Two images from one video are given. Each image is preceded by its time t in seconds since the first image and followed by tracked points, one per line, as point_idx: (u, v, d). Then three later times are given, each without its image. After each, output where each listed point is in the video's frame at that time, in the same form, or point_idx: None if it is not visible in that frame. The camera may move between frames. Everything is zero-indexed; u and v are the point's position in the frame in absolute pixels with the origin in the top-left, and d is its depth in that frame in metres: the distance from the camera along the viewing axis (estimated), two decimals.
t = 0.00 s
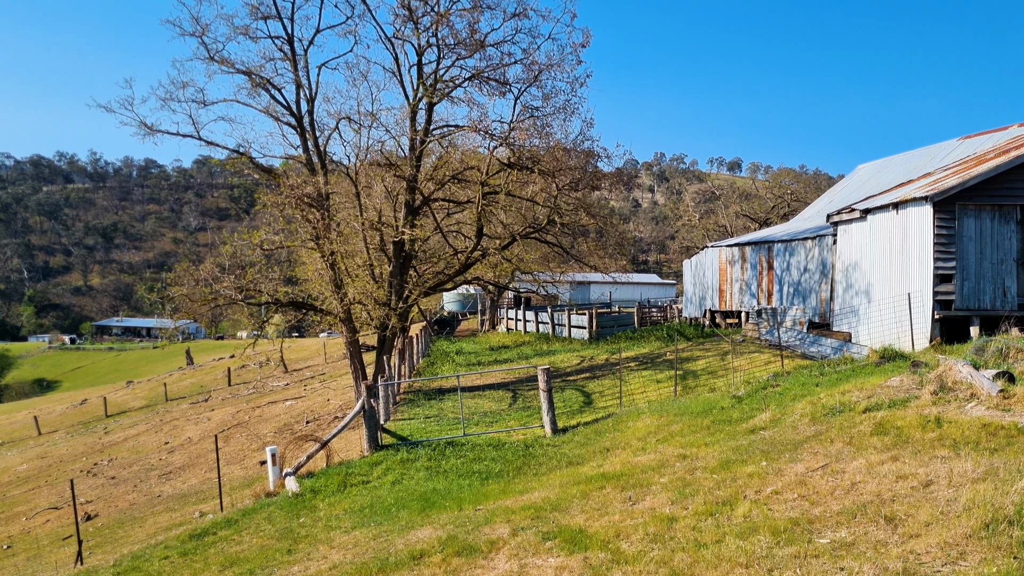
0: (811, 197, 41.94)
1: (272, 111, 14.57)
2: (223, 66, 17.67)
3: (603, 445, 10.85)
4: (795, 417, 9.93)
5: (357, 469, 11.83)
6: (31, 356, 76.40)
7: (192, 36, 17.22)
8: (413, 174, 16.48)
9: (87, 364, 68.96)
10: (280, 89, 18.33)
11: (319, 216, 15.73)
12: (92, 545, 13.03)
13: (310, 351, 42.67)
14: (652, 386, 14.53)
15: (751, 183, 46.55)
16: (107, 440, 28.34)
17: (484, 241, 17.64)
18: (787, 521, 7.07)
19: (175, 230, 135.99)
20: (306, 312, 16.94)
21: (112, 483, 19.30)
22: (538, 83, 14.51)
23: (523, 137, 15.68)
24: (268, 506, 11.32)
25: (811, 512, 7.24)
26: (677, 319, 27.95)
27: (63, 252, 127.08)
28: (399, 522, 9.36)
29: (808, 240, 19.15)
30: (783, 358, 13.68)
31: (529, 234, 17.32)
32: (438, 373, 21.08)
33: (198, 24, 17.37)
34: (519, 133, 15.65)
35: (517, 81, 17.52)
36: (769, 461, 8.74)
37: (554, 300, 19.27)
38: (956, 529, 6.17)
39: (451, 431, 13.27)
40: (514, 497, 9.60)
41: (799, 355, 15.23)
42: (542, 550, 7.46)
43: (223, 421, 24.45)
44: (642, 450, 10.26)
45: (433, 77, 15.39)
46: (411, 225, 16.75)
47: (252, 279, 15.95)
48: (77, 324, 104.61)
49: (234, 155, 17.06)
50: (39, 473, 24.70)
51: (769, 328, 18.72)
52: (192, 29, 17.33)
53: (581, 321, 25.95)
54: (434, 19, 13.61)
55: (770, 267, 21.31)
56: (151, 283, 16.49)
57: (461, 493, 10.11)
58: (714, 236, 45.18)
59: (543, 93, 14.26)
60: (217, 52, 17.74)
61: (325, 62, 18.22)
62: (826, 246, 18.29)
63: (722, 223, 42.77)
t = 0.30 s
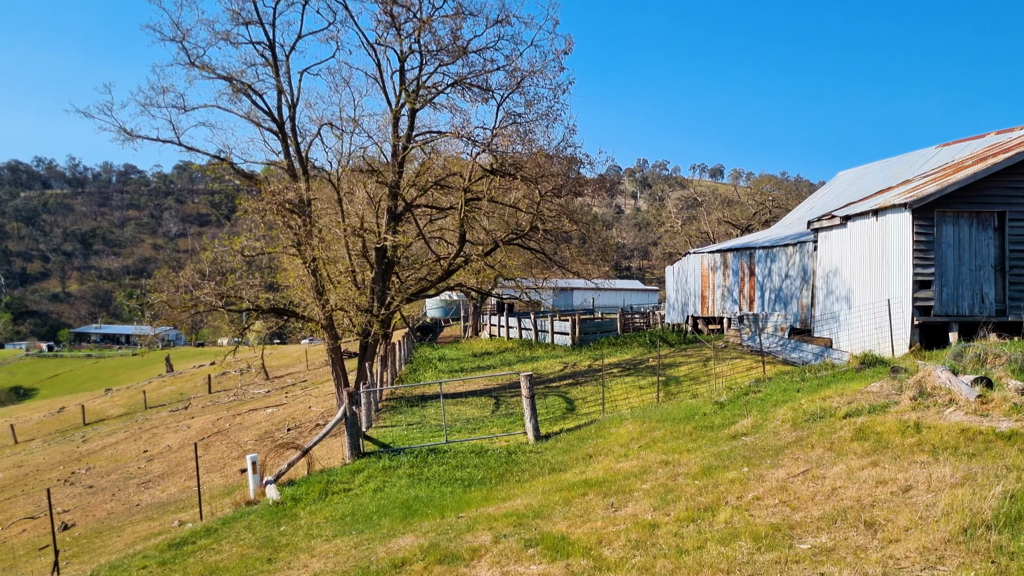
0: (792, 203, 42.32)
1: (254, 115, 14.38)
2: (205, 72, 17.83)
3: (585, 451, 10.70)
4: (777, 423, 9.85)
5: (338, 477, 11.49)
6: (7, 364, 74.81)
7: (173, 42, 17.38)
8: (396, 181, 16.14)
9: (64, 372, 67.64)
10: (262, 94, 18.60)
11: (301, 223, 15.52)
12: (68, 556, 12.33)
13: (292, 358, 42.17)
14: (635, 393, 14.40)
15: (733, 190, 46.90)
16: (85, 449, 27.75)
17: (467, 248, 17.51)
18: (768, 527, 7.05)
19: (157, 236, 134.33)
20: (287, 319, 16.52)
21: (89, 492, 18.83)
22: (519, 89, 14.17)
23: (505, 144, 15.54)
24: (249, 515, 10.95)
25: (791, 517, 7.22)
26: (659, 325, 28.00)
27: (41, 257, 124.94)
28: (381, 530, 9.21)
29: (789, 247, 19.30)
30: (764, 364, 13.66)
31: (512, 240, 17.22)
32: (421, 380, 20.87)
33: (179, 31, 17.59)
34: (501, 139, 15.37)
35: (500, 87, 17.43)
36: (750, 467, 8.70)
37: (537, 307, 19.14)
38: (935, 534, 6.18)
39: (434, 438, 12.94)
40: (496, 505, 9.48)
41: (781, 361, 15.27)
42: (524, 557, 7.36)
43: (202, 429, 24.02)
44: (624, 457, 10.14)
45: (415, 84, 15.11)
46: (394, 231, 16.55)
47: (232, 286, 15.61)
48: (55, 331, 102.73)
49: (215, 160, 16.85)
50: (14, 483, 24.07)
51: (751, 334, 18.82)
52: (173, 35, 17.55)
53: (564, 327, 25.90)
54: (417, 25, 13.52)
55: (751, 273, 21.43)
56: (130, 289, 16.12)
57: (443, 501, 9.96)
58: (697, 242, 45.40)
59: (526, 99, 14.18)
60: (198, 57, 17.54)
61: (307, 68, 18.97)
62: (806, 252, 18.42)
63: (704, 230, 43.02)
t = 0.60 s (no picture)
0: (775, 210, 42.66)
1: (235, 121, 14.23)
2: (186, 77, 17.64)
3: (569, 457, 10.59)
4: (759, 428, 9.78)
5: (320, 484, 11.08)
6: None
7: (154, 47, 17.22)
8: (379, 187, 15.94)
9: (43, 380, 66.46)
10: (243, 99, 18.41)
11: (283, 229, 15.26)
12: (45, 566, 11.95)
13: (274, 365, 41.72)
14: (619, 399, 14.29)
15: (716, 196, 47.19)
16: (63, 457, 27.19)
17: (451, 254, 17.36)
18: (751, 533, 7.02)
19: (139, 242, 132.77)
20: (269, 325, 16.31)
21: (67, 501, 18.40)
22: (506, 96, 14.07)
23: (489, 150, 15.44)
24: (229, 523, 10.49)
25: (774, 523, 7.20)
26: (643, 331, 28.04)
27: (21, 263, 122.96)
28: (363, 538, 9.06)
29: (772, 253, 19.41)
30: (747, 370, 13.61)
31: (496, 246, 17.02)
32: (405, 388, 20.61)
33: (162, 36, 17.41)
34: (485, 146, 15.36)
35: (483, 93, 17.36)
36: (733, 473, 8.66)
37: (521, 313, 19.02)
38: (915, 539, 6.18)
39: (418, 445, 12.60)
40: (479, 512, 9.37)
41: (764, 366, 15.31)
42: (507, 564, 7.27)
43: (182, 437, 23.63)
44: (608, 463, 10.05)
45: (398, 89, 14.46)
46: (376, 237, 16.26)
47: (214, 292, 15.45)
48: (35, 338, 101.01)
49: (195, 166, 16.66)
50: None
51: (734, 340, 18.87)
52: (154, 40, 17.38)
53: (548, 333, 25.85)
54: (399, 32, 13.44)
55: (734, 279, 21.52)
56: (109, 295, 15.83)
57: (426, 508, 9.81)
58: (681, 248, 45.56)
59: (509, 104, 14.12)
60: (178, 62, 17.35)
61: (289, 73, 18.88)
62: (789, 258, 18.53)
63: (687, 236, 43.19)
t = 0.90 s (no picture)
0: (759, 215, 42.86)
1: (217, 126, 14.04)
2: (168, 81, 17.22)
3: (553, 463, 10.51)
4: (743, 434, 9.74)
5: (302, 492, 10.80)
6: None
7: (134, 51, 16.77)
8: (362, 192, 15.66)
9: (23, 387, 65.41)
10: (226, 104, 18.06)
11: (265, 235, 14.88)
12: None
13: (258, 371, 41.30)
14: (603, 405, 14.19)
15: (701, 201, 47.33)
16: (41, 466, 26.69)
17: (435, 259, 17.21)
18: (732, 539, 6.99)
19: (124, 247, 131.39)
20: (252, 331, 15.97)
21: (44, 511, 18.04)
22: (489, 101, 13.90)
23: (473, 156, 15.35)
24: (210, 531, 10.18)
25: (755, 529, 7.18)
26: (628, 336, 28.04)
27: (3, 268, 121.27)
28: (345, 546, 8.92)
29: (756, 258, 19.46)
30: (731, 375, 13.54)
31: (480, 251, 16.81)
32: (389, 394, 20.39)
33: (141, 39, 16.93)
34: (468, 151, 15.24)
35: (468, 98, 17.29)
36: (715, 479, 8.63)
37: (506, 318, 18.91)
38: (896, 544, 6.18)
39: (401, 452, 12.39)
40: (462, 519, 9.29)
41: (748, 371, 15.32)
42: (488, 573, 7.19)
43: (164, 444, 23.29)
44: (592, 469, 9.98)
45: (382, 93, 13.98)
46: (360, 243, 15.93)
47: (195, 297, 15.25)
48: (17, 344, 99.58)
49: (177, 171, 16.45)
50: None
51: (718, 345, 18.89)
52: (134, 44, 16.91)
53: (533, 339, 25.77)
54: (383, 37, 13.36)
55: (719, 284, 21.55)
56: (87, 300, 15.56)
57: (409, 515, 9.69)
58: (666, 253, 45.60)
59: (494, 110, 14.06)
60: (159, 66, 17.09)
61: (271, 78, 18.54)
62: (772, 263, 18.58)
63: (673, 241, 43.26)
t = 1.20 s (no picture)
0: (745, 220, 43.08)
1: (198, 130, 13.86)
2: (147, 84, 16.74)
3: (537, 468, 10.44)
4: (726, 438, 9.70)
5: (284, 498, 10.66)
6: None
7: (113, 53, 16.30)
8: (345, 197, 15.54)
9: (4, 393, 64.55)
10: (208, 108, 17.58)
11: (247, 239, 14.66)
12: None
13: (242, 376, 40.95)
14: (587, 410, 14.10)
15: (687, 206, 47.49)
16: (20, 474, 26.28)
17: (420, 263, 17.12)
18: (712, 544, 6.95)
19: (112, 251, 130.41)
20: (234, 336, 15.76)
21: (21, 519, 17.73)
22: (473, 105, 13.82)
23: (457, 160, 15.28)
24: (189, 539, 10.00)
25: (735, 534, 7.13)
26: (614, 341, 28.02)
27: None
28: (325, 553, 8.80)
29: (740, 263, 19.48)
30: (715, 380, 13.49)
31: (465, 256, 16.68)
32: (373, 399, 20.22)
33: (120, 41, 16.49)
34: (452, 155, 15.02)
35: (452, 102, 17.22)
36: (697, 484, 8.59)
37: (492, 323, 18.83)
38: (874, 549, 6.15)
39: (384, 457, 12.27)
40: (444, 525, 9.20)
41: (732, 376, 15.29)
42: None
43: (145, 451, 23.01)
44: (575, 474, 9.91)
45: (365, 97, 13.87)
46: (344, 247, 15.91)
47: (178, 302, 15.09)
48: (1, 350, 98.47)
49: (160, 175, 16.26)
50: None
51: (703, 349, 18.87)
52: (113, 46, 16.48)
53: (519, 343, 25.72)
54: (366, 41, 13.28)
55: (704, 288, 21.56)
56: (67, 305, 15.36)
57: (391, 522, 9.59)
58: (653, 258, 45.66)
59: (478, 115, 14.01)
60: (141, 69, 16.76)
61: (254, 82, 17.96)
62: (757, 268, 18.61)
63: (659, 245, 43.34)
